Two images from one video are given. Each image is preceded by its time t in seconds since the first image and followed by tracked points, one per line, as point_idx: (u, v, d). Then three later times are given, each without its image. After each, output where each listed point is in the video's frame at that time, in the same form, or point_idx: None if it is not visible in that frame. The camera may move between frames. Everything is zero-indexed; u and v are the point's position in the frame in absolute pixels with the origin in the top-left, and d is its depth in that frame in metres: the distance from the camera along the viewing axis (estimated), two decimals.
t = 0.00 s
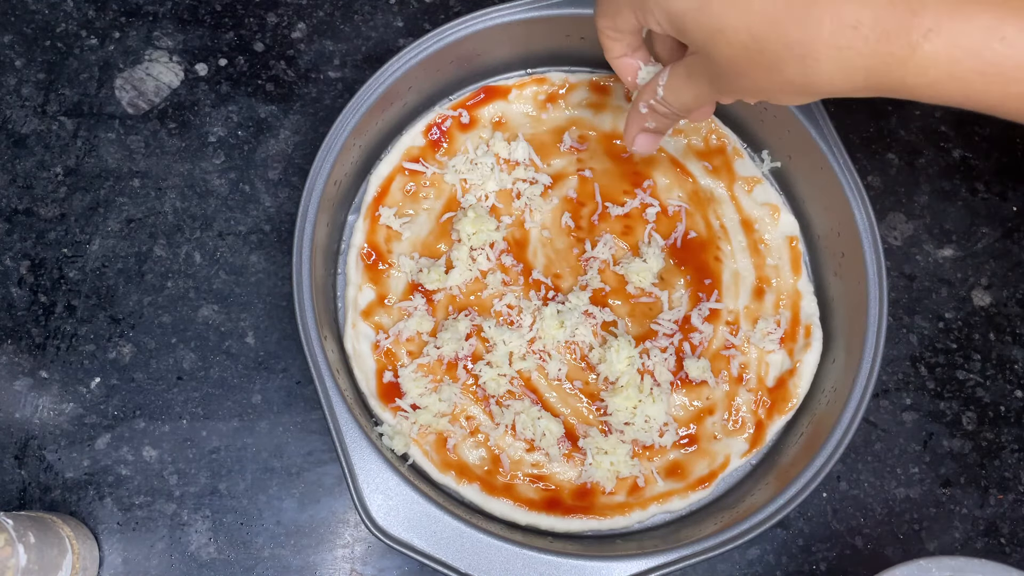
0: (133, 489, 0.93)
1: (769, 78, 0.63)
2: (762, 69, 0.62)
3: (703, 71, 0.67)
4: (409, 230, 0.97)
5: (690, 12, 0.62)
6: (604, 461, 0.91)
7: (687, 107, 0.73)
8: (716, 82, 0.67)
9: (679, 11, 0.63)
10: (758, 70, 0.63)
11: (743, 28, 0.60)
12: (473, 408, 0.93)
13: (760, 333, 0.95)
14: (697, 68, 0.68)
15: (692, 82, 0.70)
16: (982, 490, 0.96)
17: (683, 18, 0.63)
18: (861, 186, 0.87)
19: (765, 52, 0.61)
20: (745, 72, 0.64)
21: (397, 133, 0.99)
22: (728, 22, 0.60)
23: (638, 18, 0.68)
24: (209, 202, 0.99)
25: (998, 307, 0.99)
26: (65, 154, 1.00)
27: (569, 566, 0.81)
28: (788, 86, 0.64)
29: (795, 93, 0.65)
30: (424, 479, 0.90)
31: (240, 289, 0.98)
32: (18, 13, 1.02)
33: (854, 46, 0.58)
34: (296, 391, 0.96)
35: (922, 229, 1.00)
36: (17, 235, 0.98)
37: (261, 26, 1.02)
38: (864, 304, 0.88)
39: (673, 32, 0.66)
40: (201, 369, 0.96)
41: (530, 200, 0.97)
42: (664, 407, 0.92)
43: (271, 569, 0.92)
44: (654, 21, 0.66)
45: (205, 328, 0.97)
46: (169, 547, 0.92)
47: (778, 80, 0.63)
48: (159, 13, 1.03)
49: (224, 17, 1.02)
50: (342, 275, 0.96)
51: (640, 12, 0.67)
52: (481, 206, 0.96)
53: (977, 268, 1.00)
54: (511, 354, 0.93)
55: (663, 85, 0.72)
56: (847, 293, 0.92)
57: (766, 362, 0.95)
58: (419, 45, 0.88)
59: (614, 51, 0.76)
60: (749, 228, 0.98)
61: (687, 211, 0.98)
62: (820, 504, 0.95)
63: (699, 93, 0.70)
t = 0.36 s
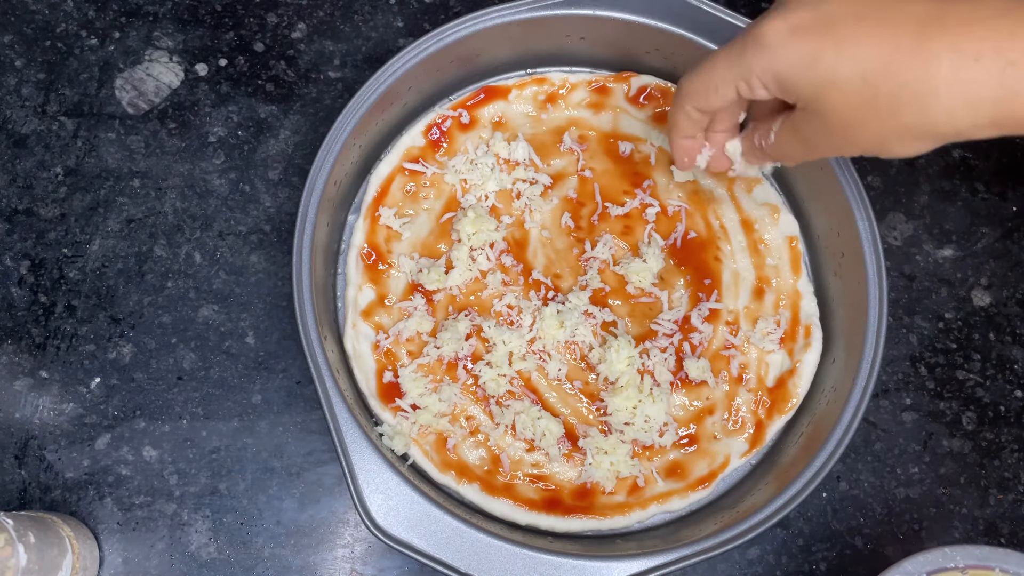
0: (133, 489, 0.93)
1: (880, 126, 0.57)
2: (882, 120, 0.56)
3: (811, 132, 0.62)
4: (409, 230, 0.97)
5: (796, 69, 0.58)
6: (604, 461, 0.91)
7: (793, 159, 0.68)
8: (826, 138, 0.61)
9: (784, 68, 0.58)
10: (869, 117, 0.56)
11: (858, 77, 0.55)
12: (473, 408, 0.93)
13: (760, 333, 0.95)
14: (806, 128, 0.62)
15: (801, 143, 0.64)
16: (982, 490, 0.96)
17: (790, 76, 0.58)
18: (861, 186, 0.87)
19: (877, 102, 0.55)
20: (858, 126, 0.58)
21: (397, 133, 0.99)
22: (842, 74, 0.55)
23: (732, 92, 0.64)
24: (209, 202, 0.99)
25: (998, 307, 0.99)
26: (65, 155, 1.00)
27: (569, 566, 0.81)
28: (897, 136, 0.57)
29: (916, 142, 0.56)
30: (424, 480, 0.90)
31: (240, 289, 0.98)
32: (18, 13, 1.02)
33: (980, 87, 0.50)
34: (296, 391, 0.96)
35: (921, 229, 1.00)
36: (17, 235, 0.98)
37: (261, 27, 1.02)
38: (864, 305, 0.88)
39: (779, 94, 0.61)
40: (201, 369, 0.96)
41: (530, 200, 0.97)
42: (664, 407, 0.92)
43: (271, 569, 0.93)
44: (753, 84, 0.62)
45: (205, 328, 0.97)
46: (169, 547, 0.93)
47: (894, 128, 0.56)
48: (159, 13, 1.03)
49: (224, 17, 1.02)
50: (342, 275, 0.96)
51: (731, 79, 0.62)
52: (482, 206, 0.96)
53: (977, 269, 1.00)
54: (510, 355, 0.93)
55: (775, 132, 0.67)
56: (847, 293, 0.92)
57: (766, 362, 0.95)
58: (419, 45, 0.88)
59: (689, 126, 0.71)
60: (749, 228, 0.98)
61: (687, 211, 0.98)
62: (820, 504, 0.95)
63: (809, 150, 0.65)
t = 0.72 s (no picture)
0: (133, 489, 0.93)
1: (730, 33, 0.53)
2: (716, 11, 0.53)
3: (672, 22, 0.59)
4: (409, 230, 0.97)
5: None
6: (604, 461, 0.91)
7: (657, 69, 0.67)
8: (682, 44, 0.59)
9: None
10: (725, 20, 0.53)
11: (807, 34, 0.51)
12: (473, 408, 0.93)
13: (760, 333, 0.95)
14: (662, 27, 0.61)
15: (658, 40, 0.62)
16: (982, 490, 0.96)
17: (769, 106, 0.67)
18: (861, 187, 0.87)
19: None
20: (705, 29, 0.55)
21: (397, 133, 0.99)
22: (758, 15, 0.51)
23: None
24: (209, 202, 0.99)
25: (998, 307, 0.99)
26: (65, 154, 1.00)
27: (569, 566, 0.81)
28: (905, 60, 0.53)
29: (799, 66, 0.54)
30: (424, 480, 0.90)
31: (240, 289, 0.98)
32: (18, 13, 1.02)
33: (955, 29, 0.51)
34: (296, 391, 0.96)
35: (921, 229, 1.00)
36: (17, 235, 0.98)
37: (261, 26, 1.02)
38: (864, 305, 0.88)
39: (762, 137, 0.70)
40: (201, 369, 0.96)
41: (530, 201, 0.97)
42: (664, 407, 0.92)
43: (271, 569, 0.93)
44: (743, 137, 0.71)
45: (205, 328, 0.97)
46: (169, 547, 0.93)
47: (744, 40, 0.53)
48: (159, 13, 1.03)
49: (224, 17, 1.02)
50: (342, 275, 0.96)
51: None
52: (482, 206, 0.96)
53: (977, 268, 1.00)
54: (510, 355, 0.93)
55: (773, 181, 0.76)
56: (847, 294, 0.92)
57: (766, 362, 0.95)
58: (419, 45, 0.88)
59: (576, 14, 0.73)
60: (749, 228, 0.98)
61: (687, 211, 0.98)
62: (820, 503, 0.95)
63: (669, 57, 0.63)
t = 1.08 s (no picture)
0: (133, 489, 0.93)
1: (792, 90, 0.60)
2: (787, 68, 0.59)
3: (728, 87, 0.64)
4: (409, 230, 0.97)
5: None
6: (604, 461, 0.91)
7: (699, 123, 0.72)
8: (739, 98, 0.64)
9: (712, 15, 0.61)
10: (782, 81, 0.60)
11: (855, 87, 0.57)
12: (473, 408, 0.93)
13: (760, 333, 0.95)
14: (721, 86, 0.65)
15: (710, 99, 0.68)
16: (982, 490, 0.96)
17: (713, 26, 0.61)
18: (861, 186, 0.87)
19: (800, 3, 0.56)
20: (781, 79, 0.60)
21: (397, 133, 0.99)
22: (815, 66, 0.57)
23: (663, 45, 0.68)
24: (209, 202, 0.99)
25: (998, 307, 0.99)
26: (65, 154, 1.00)
27: (569, 566, 0.81)
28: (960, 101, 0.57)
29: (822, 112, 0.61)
30: (424, 480, 0.90)
31: (240, 289, 0.98)
32: (18, 13, 1.02)
33: (1004, 78, 0.55)
34: (296, 391, 0.96)
35: (921, 229, 1.00)
36: (17, 235, 0.98)
37: (261, 27, 1.02)
38: (864, 304, 0.88)
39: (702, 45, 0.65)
40: (201, 369, 0.96)
41: (530, 201, 0.97)
42: (664, 407, 0.92)
43: (271, 569, 0.93)
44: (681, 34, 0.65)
45: (205, 328, 0.97)
46: (169, 547, 0.93)
47: (805, 94, 0.60)
48: (159, 13, 1.03)
49: (224, 17, 1.02)
50: (342, 275, 0.96)
51: (664, 30, 0.67)
52: (482, 206, 0.96)
53: (977, 268, 1.00)
54: (510, 355, 0.93)
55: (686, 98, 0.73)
56: (847, 294, 0.92)
57: (766, 362, 0.95)
58: (419, 45, 0.88)
59: (627, 76, 0.77)
60: (749, 228, 0.98)
61: (687, 211, 0.98)
62: (820, 503, 0.95)
63: (715, 111, 0.68)
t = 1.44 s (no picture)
0: (133, 489, 0.93)
1: (681, 154, 0.56)
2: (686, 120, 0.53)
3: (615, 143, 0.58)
4: (409, 230, 0.97)
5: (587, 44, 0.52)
6: (604, 461, 0.91)
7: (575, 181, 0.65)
8: (623, 158, 0.59)
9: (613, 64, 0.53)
10: (672, 142, 0.55)
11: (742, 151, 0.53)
12: (473, 408, 0.93)
13: (760, 333, 0.95)
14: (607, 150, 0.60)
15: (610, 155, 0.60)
16: (982, 490, 0.96)
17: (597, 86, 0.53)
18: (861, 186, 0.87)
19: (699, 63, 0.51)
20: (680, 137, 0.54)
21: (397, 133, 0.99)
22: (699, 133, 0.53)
23: (534, 88, 0.55)
24: (209, 202, 0.99)
25: (998, 307, 0.99)
26: (65, 155, 1.00)
27: (569, 566, 0.81)
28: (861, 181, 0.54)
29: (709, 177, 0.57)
30: (424, 479, 0.90)
31: (240, 289, 0.98)
32: (18, 13, 1.02)
33: (908, 153, 0.51)
34: (296, 391, 0.96)
35: (922, 229, 1.00)
36: (17, 235, 0.98)
37: (261, 26, 1.02)
38: (864, 304, 0.88)
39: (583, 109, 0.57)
40: (201, 369, 0.96)
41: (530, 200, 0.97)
42: (664, 407, 0.92)
43: (271, 569, 0.93)
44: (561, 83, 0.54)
45: (206, 328, 0.97)
46: (169, 547, 0.93)
47: (695, 163, 0.56)
48: (159, 13, 1.02)
49: (224, 17, 1.02)
50: (342, 275, 0.97)
51: (535, 71, 0.54)
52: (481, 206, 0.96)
53: (977, 268, 1.00)
54: (510, 355, 0.93)
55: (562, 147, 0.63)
56: (847, 294, 0.92)
57: (766, 362, 0.95)
58: (419, 45, 0.88)
59: (491, 119, 0.61)
60: (749, 228, 0.98)
61: (687, 211, 0.98)
62: (820, 503, 0.95)
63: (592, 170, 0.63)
